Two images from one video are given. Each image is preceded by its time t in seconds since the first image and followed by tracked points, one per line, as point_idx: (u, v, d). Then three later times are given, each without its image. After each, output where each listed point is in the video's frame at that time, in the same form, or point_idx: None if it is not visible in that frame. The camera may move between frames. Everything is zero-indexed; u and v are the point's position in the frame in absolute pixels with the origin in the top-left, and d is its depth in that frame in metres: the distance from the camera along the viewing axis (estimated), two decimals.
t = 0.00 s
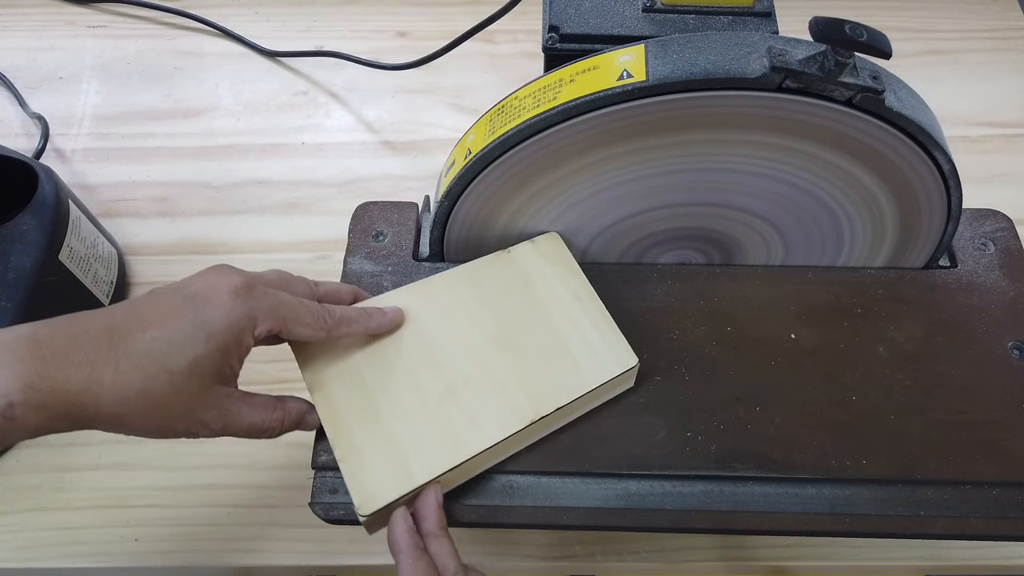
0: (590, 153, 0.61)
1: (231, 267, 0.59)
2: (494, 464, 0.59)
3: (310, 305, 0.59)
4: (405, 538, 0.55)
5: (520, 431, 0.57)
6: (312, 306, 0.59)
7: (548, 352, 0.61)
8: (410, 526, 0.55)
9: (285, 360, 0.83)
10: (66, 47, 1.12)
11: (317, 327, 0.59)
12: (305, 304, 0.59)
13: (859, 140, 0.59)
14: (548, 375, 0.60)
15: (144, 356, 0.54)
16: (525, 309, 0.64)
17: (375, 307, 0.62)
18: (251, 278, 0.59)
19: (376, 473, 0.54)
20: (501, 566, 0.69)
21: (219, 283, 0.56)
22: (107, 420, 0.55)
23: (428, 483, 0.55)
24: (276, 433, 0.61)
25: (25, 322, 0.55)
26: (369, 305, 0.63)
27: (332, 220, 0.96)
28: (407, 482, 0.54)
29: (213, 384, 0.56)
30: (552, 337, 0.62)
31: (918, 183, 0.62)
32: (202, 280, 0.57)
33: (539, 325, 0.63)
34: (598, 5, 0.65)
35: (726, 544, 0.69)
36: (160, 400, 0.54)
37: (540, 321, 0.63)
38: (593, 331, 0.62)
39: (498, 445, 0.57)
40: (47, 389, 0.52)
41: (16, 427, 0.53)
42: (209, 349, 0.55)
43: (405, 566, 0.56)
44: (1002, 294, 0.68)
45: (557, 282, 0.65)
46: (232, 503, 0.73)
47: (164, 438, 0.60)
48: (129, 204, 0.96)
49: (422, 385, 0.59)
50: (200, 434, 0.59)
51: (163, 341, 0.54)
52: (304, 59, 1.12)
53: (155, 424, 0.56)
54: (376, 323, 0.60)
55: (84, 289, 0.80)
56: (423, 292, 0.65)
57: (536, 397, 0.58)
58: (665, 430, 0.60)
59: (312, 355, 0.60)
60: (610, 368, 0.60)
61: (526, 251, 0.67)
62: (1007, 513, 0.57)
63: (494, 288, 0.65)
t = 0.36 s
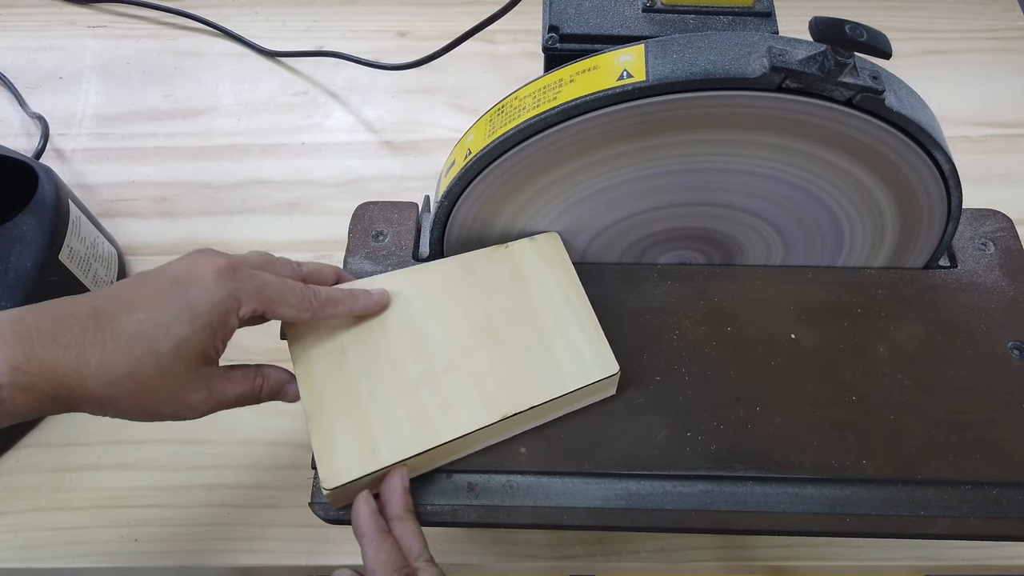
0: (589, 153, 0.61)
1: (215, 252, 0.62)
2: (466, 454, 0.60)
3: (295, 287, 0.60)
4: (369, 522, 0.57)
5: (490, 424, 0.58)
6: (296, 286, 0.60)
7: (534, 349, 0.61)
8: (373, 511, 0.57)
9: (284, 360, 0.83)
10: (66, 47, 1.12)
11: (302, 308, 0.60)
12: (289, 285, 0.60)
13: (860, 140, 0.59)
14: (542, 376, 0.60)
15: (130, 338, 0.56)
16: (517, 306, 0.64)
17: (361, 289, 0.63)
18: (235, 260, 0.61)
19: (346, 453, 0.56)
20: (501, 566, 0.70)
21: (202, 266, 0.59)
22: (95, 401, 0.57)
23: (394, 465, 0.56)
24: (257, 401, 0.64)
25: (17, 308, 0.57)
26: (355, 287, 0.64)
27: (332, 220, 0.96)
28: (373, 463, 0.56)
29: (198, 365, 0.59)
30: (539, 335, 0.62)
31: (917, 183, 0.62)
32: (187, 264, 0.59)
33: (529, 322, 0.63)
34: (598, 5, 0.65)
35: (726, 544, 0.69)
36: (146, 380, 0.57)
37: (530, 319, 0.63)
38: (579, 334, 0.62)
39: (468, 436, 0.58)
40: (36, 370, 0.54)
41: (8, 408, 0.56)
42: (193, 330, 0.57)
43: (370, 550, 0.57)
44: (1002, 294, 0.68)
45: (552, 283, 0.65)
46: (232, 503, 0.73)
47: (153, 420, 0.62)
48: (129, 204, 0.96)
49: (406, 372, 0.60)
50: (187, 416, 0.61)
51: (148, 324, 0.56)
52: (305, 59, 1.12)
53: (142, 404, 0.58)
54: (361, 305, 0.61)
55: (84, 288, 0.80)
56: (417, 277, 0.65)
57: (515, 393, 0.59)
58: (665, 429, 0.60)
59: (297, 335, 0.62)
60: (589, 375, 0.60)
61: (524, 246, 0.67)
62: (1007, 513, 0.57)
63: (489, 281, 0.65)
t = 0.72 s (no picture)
0: (589, 153, 0.62)
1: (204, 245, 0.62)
2: (457, 448, 0.60)
3: (285, 276, 0.60)
4: (362, 507, 0.57)
5: (477, 419, 0.58)
6: (288, 276, 0.60)
7: (528, 348, 0.61)
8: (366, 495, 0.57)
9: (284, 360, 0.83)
10: (67, 47, 1.12)
11: (294, 298, 0.60)
12: (280, 275, 0.60)
13: (860, 140, 0.59)
14: (539, 377, 0.60)
15: (125, 336, 0.56)
16: (514, 306, 0.64)
17: (354, 279, 0.63)
18: (225, 254, 0.61)
19: (331, 440, 0.56)
20: (501, 566, 0.70)
21: (190, 261, 0.59)
22: (94, 399, 0.58)
23: (380, 453, 0.57)
24: (252, 384, 0.65)
25: (16, 311, 0.59)
26: (347, 276, 0.64)
27: (332, 220, 0.96)
28: (358, 450, 0.56)
29: (194, 360, 0.59)
30: (534, 334, 0.62)
31: (917, 183, 0.62)
32: (177, 258, 0.59)
33: (526, 321, 0.63)
34: (598, 5, 0.65)
35: (727, 544, 0.69)
36: (142, 377, 0.57)
37: (526, 317, 0.63)
38: (572, 335, 0.62)
39: (455, 430, 0.58)
40: (32, 370, 0.55)
41: (9, 407, 0.57)
42: (188, 324, 0.58)
43: (364, 537, 0.57)
44: (1002, 294, 0.68)
45: (550, 283, 0.65)
46: (232, 502, 0.73)
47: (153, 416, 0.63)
48: (128, 204, 0.96)
49: (400, 363, 0.60)
50: (187, 407, 0.62)
51: (142, 321, 0.57)
52: (305, 60, 1.12)
53: (140, 401, 0.59)
54: (354, 296, 0.61)
55: (84, 288, 0.80)
56: (417, 268, 0.65)
57: (505, 391, 0.59)
58: (665, 430, 0.60)
59: (291, 324, 0.62)
60: (578, 377, 0.60)
61: (524, 245, 0.67)
62: (1007, 513, 0.57)
63: (487, 277, 0.65)
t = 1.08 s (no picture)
0: (589, 153, 0.61)
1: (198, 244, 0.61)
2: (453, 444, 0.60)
3: (280, 273, 0.60)
4: (353, 500, 0.57)
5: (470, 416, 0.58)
6: (282, 273, 0.60)
7: (526, 347, 0.61)
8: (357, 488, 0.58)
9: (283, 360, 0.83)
10: (67, 47, 1.12)
11: (290, 295, 0.60)
12: (275, 272, 0.60)
13: (860, 141, 0.59)
14: (537, 377, 0.60)
15: (122, 338, 0.56)
16: (511, 306, 0.64)
17: (349, 273, 0.63)
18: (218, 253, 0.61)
19: (321, 430, 0.57)
20: (500, 566, 0.70)
21: (185, 259, 0.58)
22: (94, 402, 0.58)
23: (370, 445, 0.57)
24: (249, 376, 0.65)
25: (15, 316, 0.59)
26: (343, 271, 0.64)
27: (331, 220, 0.96)
28: (347, 442, 0.56)
29: (192, 358, 0.59)
30: (531, 333, 0.62)
31: (917, 182, 0.62)
32: (173, 257, 0.59)
33: (523, 319, 0.63)
34: (598, 5, 0.65)
35: (727, 543, 0.69)
36: (142, 378, 0.57)
37: (524, 315, 0.63)
38: (569, 333, 0.62)
39: (447, 425, 0.58)
40: (31, 374, 0.56)
41: (9, 411, 0.57)
42: (185, 323, 0.58)
43: (356, 529, 0.58)
44: (1002, 294, 0.68)
45: (549, 283, 0.65)
46: (231, 502, 0.73)
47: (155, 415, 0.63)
48: (128, 204, 0.96)
49: (396, 358, 0.60)
50: (188, 406, 0.62)
51: (139, 322, 0.57)
52: (304, 60, 1.12)
53: (141, 401, 0.59)
54: (349, 289, 0.61)
55: (84, 288, 0.80)
56: (415, 263, 0.65)
57: (499, 388, 0.59)
58: (665, 429, 0.60)
59: (287, 320, 0.62)
60: (573, 378, 0.60)
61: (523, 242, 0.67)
62: (1006, 513, 0.57)
63: (485, 275, 0.65)
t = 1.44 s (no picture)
0: (589, 152, 0.61)
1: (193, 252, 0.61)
2: (457, 451, 0.60)
3: (276, 282, 0.60)
4: (369, 512, 0.57)
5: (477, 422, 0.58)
6: (279, 282, 0.60)
7: (525, 347, 0.61)
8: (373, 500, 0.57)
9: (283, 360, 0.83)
10: (67, 47, 1.12)
11: (286, 304, 0.60)
12: (272, 281, 0.60)
13: (860, 141, 0.59)
14: (542, 378, 0.60)
15: (116, 347, 0.56)
16: (510, 308, 0.64)
17: (345, 284, 0.63)
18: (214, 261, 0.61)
19: (329, 445, 0.56)
20: (500, 566, 0.70)
21: (179, 268, 0.58)
22: (89, 412, 0.58)
23: (380, 458, 0.56)
24: (248, 393, 0.64)
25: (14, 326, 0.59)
26: (340, 282, 0.64)
27: (331, 220, 0.95)
28: (357, 456, 0.56)
29: (188, 368, 0.59)
30: (530, 332, 0.62)
31: (917, 182, 0.62)
32: (168, 266, 0.59)
33: (524, 322, 0.63)
34: (598, 5, 0.65)
35: (727, 544, 0.69)
36: (135, 388, 0.57)
37: (522, 316, 0.63)
38: (568, 334, 0.62)
39: (454, 432, 0.58)
40: (27, 384, 0.56)
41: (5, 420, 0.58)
42: (179, 333, 0.57)
43: (373, 542, 0.57)
44: (1002, 294, 0.68)
45: (544, 280, 0.65)
46: (231, 502, 0.73)
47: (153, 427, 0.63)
48: (128, 204, 0.96)
49: (397, 366, 0.60)
50: (184, 418, 0.62)
51: (133, 331, 0.57)
52: (304, 59, 1.12)
53: (136, 412, 0.59)
54: (345, 300, 0.61)
55: (83, 288, 0.80)
56: (412, 272, 0.65)
57: (504, 391, 0.59)
58: (665, 429, 0.60)
59: (284, 331, 0.62)
60: (575, 377, 0.60)
61: (519, 243, 0.67)
62: (1007, 513, 0.57)
63: (482, 279, 0.65)
